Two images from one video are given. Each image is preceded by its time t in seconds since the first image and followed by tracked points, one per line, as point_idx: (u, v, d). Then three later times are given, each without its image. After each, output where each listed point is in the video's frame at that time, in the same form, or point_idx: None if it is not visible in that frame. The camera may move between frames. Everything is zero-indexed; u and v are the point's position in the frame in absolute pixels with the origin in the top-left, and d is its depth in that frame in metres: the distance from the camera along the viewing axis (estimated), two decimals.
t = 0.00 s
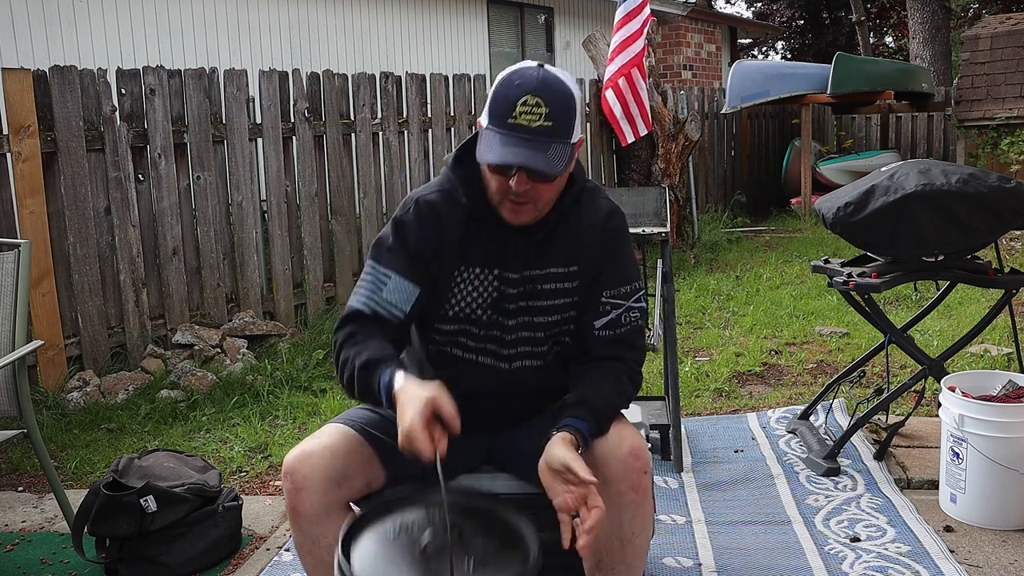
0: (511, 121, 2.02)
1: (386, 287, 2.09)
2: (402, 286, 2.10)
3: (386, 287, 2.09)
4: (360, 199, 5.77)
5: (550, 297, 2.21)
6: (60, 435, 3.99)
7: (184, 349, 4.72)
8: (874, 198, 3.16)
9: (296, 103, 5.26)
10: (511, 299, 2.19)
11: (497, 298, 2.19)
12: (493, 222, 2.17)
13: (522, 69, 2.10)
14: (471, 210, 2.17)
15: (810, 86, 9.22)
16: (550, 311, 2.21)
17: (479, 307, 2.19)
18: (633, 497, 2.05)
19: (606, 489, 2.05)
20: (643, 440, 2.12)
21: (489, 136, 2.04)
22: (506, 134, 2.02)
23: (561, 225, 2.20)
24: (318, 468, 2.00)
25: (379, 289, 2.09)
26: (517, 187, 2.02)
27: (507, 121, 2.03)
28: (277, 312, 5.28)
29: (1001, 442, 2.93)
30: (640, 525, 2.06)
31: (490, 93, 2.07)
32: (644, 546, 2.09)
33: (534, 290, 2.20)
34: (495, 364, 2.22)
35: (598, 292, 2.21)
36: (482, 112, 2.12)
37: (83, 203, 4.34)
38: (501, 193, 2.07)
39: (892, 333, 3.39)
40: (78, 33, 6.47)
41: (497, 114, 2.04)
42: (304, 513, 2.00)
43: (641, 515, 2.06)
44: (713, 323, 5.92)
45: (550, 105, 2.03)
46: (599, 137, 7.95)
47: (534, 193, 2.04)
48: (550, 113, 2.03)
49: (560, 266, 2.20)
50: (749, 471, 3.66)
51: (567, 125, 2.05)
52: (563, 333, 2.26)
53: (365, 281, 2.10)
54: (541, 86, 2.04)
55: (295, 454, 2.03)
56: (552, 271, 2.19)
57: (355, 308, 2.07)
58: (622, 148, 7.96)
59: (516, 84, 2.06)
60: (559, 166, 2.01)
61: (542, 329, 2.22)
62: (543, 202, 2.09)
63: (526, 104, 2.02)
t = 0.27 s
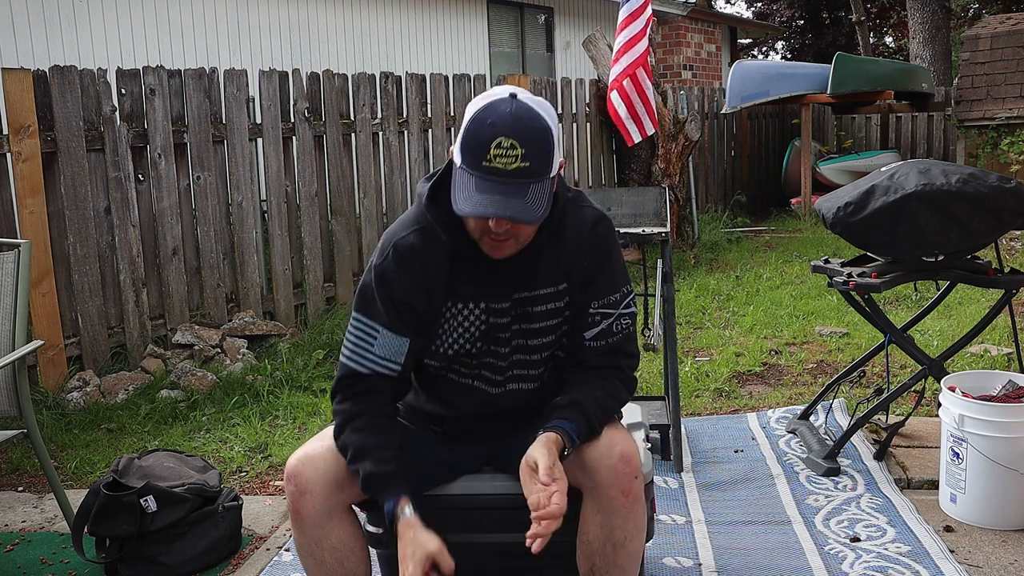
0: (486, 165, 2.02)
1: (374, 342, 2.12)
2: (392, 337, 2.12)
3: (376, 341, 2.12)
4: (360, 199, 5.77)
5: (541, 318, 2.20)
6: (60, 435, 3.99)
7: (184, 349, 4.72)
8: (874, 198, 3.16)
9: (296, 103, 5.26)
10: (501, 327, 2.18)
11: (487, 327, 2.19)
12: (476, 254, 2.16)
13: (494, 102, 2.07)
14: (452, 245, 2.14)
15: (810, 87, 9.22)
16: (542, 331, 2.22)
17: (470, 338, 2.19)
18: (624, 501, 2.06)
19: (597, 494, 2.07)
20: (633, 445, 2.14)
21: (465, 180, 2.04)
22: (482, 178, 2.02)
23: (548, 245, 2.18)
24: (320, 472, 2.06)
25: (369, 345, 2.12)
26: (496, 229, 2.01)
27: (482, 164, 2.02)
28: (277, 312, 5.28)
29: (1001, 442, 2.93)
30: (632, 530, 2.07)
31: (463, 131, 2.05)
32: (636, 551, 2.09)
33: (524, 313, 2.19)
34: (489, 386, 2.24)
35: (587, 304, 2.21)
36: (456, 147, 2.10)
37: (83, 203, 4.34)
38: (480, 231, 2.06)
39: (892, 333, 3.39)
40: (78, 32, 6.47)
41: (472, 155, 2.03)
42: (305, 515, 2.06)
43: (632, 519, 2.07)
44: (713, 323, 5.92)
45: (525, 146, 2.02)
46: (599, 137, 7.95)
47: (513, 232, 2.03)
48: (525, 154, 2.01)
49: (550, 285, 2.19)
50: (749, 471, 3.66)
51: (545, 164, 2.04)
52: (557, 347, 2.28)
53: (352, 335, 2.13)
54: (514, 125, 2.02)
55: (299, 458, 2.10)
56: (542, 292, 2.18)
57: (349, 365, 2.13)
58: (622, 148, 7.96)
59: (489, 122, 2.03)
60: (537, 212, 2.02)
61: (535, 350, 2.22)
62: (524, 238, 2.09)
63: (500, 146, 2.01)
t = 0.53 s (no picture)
0: (473, 177, 2.04)
1: (370, 345, 2.12)
2: (386, 340, 2.12)
3: (371, 344, 2.12)
4: (360, 199, 5.77)
5: (534, 321, 2.20)
6: (60, 435, 3.99)
7: (184, 349, 4.72)
8: (874, 198, 3.16)
9: (296, 103, 5.26)
10: (494, 330, 2.19)
11: (480, 329, 2.19)
12: (467, 258, 2.18)
13: (483, 112, 2.09)
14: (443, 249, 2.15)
15: (810, 87, 9.22)
16: (535, 333, 2.22)
17: (463, 341, 2.20)
18: (622, 503, 2.06)
19: (595, 496, 2.08)
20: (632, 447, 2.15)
21: (454, 190, 2.06)
22: (470, 190, 2.04)
23: (539, 245, 2.19)
24: (320, 473, 2.08)
25: (365, 348, 2.12)
26: (484, 241, 2.05)
27: (469, 176, 2.04)
28: (277, 312, 5.28)
29: (1001, 442, 2.93)
30: (630, 532, 2.07)
31: (450, 141, 2.07)
32: (635, 553, 2.10)
33: (517, 315, 2.20)
34: (484, 389, 2.26)
35: (582, 304, 2.20)
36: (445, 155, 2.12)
37: (83, 203, 4.34)
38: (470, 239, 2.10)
39: (891, 333, 3.40)
40: (78, 32, 6.46)
41: (460, 166, 2.05)
42: (304, 514, 2.08)
43: (630, 521, 2.07)
44: (713, 323, 5.92)
45: (514, 158, 2.03)
46: (599, 138, 7.96)
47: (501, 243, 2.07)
48: (513, 167, 2.03)
49: (542, 287, 2.19)
50: (749, 471, 3.66)
51: (533, 175, 2.06)
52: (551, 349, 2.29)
53: (346, 338, 2.13)
54: (503, 137, 2.03)
55: (298, 457, 2.12)
56: (535, 294, 2.18)
57: (345, 365, 2.13)
58: (622, 148, 7.96)
59: (477, 134, 2.05)
60: (526, 225, 2.04)
61: (528, 352, 2.23)
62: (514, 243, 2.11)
63: (488, 159, 2.03)
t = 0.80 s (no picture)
0: (466, 163, 2.06)
1: (374, 338, 2.14)
2: (391, 330, 2.14)
3: (376, 336, 2.14)
4: (360, 199, 5.77)
5: (529, 312, 2.21)
6: (60, 435, 3.99)
7: (184, 349, 4.72)
8: (874, 198, 3.16)
9: (296, 103, 5.26)
10: (489, 321, 2.20)
11: (475, 321, 2.21)
12: (462, 249, 2.20)
13: (475, 100, 2.10)
14: (439, 240, 2.18)
15: (810, 87, 9.22)
16: (530, 325, 2.22)
17: (459, 333, 2.21)
18: (622, 501, 2.06)
19: (596, 493, 2.08)
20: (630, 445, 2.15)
21: (448, 177, 2.08)
22: (464, 176, 2.06)
23: (533, 237, 2.21)
24: (326, 470, 2.09)
25: (369, 342, 2.14)
26: (478, 224, 2.06)
27: (463, 162, 2.06)
28: (277, 311, 5.28)
29: (1001, 442, 2.93)
30: (630, 529, 2.06)
31: (444, 129, 2.09)
32: (635, 550, 2.09)
33: (513, 307, 2.21)
34: (481, 382, 2.26)
35: (575, 296, 2.21)
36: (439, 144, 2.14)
37: (83, 203, 4.34)
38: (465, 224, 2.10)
39: (891, 333, 3.39)
40: (78, 32, 6.47)
41: (454, 153, 2.07)
42: (309, 512, 2.08)
43: (630, 519, 2.07)
44: (713, 323, 5.92)
45: (506, 144, 2.05)
46: (599, 138, 7.96)
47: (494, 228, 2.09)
48: (505, 153, 2.05)
49: (536, 278, 2.21)
50: (749, 471, 3.66)
51: (525, 161, 2.08)
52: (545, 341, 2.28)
53: (351, 331, 2.16)
54: (495, 124, 2.05)
55: (304, 455, 2.12)
56: (530, 286, 2.20)
57: (349, 357, 2.16)
58: (623, 148, 7.96)
59: (469, 122, 2.07)
60: (519, 210, 2.06)
61: (524, 343, 2.23)
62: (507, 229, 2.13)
63: (481, 145, 2.04)
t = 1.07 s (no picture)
0: (468, 163, 2.06)
1: (360, 329, 2.14)
2: (377, 322, 2.13)
3: (362, 326, 2.14)
4: (360, 199, 5.77)
5: (528, 312, 2.22)
6: (60, 435, 3.99)
7: (184, 349, 4.72)
8: (874, 198, 3.16)
9: (296, 103, 5.26)
10: (488, 320, 2.20)
11: (472, 320, 2.21)
12: (460, 246, 2.20)
13: (477, 100, 2.10)
14: (438, 237, 2.18)
15: (810, 87, 9.22)
16: (529, 326, 2.23)
17: (457, 330, 2.21)
18: (618, 503, 2.06)
19: (590, 495, 2.07)
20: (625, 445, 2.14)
21: (449, 176, 2.08)
22: (465, 175, 2.06)
23: (533, 237, 2.22)
24: (313, 466, 2.10)
25: (355, 332, 2.14)
26: (479, 223, 2.07)
27: (464, 162, 2.06)
28: (277, 311, 5.28)
29: (1001, 442, 2.93)
30: (626, 530, 2.06)
31: (446, 128, 2.09)
32: (631, 551, 2.09)
33: (512, 307, 2.21)
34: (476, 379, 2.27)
35: (576, 299, 2.22)
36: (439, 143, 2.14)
37: (83, 203, 4.34)
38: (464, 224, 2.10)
39: (891, 333, 3.39)
40: (78, 32, 6.47)
41: (455, 153, 2.07)
42: (298, 507, 2.10)
43: (626, 520, 2.07)
44: (713, 323, 5.92)
45: (508, 145, 2.05)
46: (599, 138, 7.95)
47: (494, 228, 2.09)
48: (507, 153, 2.05)
49: (535, 279, 2.21)
50: (749, 471, 3.66)
51: (526, 162, 2.08)
52: (544, 342, 2.29)
53: (339, 319, 2.16)
54: (498, 124, 2.05)
55: (294, 449, 2.14)
56: (529, 286, 2.21)
57: (332, 345, 2.16)
58: (623, 148, 7.96)
59: (472, 121, 2.07)
60: (520, 211, 2.06)
61: (522, 343, 2.24)
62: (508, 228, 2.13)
63: (483, 145, 2.05)
